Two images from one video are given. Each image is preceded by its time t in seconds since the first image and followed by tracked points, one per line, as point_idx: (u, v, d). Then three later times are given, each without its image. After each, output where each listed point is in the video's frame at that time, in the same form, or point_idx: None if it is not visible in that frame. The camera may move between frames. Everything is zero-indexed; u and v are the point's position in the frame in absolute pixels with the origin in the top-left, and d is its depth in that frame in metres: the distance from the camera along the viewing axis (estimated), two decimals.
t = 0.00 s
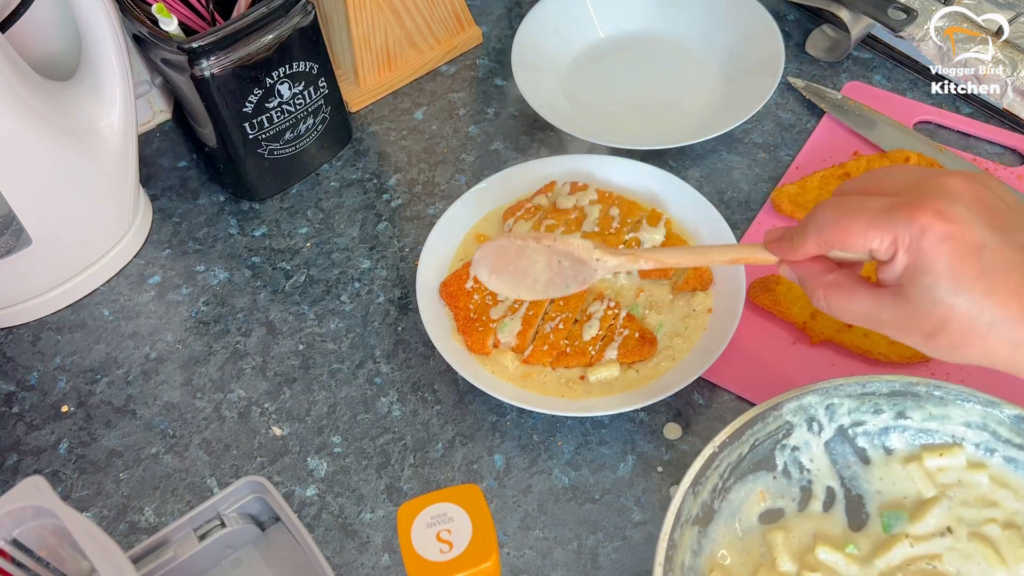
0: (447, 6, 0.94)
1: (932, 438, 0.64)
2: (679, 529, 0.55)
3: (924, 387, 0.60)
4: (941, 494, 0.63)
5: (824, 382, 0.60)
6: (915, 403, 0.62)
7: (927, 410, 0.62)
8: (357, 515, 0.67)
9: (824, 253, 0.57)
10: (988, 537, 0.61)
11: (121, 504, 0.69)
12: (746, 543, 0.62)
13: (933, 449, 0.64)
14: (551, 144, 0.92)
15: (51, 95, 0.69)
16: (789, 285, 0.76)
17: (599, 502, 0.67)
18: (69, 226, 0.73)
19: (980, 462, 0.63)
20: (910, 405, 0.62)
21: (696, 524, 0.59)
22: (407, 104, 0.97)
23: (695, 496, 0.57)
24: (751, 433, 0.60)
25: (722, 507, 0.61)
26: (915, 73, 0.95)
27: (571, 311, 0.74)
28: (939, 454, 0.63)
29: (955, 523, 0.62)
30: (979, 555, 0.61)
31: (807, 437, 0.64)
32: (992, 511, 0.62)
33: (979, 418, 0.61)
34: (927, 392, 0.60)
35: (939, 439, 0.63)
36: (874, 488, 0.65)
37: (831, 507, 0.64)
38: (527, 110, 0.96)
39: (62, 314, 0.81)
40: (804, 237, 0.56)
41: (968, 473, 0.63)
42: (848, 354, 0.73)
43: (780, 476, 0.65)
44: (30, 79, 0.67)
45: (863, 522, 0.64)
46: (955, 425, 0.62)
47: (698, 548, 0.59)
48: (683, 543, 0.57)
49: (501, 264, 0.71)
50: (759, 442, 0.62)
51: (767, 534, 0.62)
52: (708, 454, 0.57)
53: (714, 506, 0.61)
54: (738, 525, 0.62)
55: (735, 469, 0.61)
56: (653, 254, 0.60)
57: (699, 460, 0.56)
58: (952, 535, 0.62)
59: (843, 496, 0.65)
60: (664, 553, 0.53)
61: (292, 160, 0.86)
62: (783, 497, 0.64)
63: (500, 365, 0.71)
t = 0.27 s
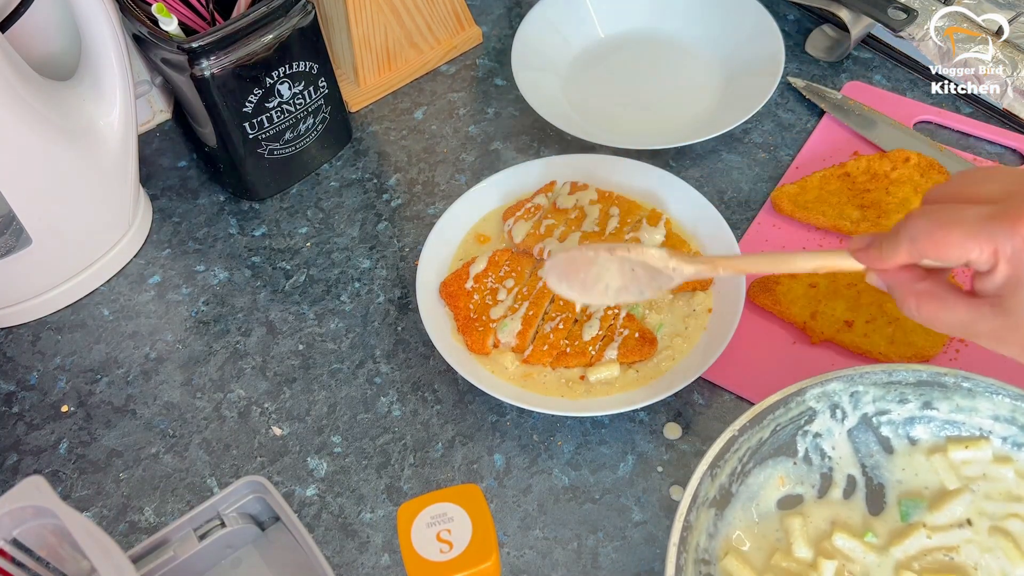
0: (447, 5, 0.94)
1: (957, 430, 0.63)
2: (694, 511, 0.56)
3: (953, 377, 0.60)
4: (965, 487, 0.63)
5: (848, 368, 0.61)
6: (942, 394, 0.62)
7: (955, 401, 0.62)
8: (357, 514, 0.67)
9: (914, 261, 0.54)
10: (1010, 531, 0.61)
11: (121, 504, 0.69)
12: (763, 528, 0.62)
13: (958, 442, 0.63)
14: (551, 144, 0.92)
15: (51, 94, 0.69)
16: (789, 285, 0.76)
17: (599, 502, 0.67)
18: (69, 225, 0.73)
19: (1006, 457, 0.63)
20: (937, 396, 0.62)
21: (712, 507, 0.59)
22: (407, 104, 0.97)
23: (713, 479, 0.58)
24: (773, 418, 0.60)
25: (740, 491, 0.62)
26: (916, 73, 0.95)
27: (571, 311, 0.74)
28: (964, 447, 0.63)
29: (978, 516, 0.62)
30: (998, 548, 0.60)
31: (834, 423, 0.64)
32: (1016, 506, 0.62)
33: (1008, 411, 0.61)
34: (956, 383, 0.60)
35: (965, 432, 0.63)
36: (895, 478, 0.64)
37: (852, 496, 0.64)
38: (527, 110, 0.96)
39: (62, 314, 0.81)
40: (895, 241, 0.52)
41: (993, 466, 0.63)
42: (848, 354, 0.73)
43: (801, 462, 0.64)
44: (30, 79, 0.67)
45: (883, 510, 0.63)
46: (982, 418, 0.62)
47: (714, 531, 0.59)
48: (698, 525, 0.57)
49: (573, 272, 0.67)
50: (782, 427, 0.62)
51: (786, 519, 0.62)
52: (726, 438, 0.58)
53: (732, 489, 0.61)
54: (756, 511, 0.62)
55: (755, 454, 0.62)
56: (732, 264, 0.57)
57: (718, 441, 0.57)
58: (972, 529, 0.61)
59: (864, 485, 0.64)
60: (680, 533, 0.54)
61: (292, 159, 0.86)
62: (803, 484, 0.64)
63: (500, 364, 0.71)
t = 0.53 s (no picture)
0: (447, 5, 0.94)
1: (945, 441, 0.63)
2: (683, 528, 0.56)
3: (939, 389, 0.60)
4: (952, 498, 0.62)
5: (835, 382, 0.60)
6: (929, 405, 0.61)
7: (941, 412, 0.61)
8: (357, 514, 0.67)
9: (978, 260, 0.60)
10: (997, 542, 0.60)
11: (121, 504, 0.69)
12: (752, 542, 0.61)
13: (946, 453, 0.63)
14: (551, 144, 0.92)
15: (51, 94, 0.69)
16: (790, 285, 0.76)
17: (599, 502, 0.67)
18: (69, 225, 0.73)
19: (993, 467, 0.62)
20: (923, 408, 0.62)
21: (701, 523, 0.59)
22: (407, 104, 0.97)
23: (701, 494, 0.58)
24: (761, 432, 0.60)
25: (729, 505, 0.61)
26: (916, 73, 0.95)
27: (571, 310, 0.74)
28: (951, 458, 0.63)
29: (965, 527, 0.61)
30: (985, 558, 0.60)
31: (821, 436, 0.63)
32: (1004, 516, 0.61)
33: (994, 421, 0.60)
34: (942, 394, 0.60)
35: (952, 443, 0.63)
36: (884, 490, 0.64)
37: (842, 509, 0.64)
38: (527, 110, 0.96)
39: (62, 314, 0.81)
40: (963, 245, 0.60)
41: (980, 477, 0.62)
42: (849, 354, 0.73)
43: (790, 476, 0.64)
44: (30, 79, 0.67)
45: (871, 522, 0.63)
46: (969, 428, 0.62)
47: (703, 547, 0.59)
48: (687, 541, 0.56)
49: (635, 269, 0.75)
50: (769, 442, 0.61)
51: (774, 533, 0.61)
52: (715, 453, 0.57)
53: (720, 504, 0.61)
54: (745, 525, 0.62)
55: (743, 469, 0.61)
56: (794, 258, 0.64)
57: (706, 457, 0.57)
58: (960, 540, 0.61)
59: (854, 498, 0.64)
60: (668, 550, 0.53)
61: (292, 159, 0.86)
62: (792, 497, 0.64)
63: (500, 364, 0.71)
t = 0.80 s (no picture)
0: (447, 5, 0.94)
1: (898, 453, 0.62)
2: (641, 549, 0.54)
3: (889, 403, 0.59)
4: (905, 510, 0.62)
5: (788, 398, 0.59)
6: (880, 419, 0.60)
7: (893, 424, 0.61)
8: (357, 514, 0.67)
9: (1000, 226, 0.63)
10: (948, 551, 0.61)
11: (121, 504, 0.69)
12: (710, 560, 0.61)
13: (898, 465, 0.62)
14: (550, 144, 0.92)
15: (51, 94, 0.69)
16: (790, 285, 0.76)
17: (600, 502, 0.67)
18: (69, 225, 0.73)
19: (946, 477, 0.62)
20: (876, 421, 0.61)
21: (661, 544, 0.58)
22: (407, 104, 0.97)
23: (659, 515, 0.57)
24: (715, 450, 0.59)
25: (687, 525, 0.61)
26: (916, 73, 0.95)
27: (571, 310, 0.74)
28: (904, 469, 0.62)
29: (918, 537, 0.61)
30: (937, 568, 0.60)
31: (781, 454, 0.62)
32: (956, 526, 0.61)
33: (943, 432, 0.60)
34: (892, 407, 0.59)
35: (905, 454, 0.62)
36: (838, 502, 0.64)
37: (799, 523, 0.63)
38: (527, 110, 0.96)
39: (62, 314, 0.81)
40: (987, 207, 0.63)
41: (933, 487, 0.62)
42: (849, 354, 0.73)
43: (747, 492, 0.63)
44: (31, 80, 0.67)
45: (825, 533, 0.63)
46: (920, 439, 0.61)
47: (662, 567, 0.59)
48: (647, 563, 0.56)
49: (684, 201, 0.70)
50: (724, 459, 0.61)
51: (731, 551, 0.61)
52: (670, 473, 0.56)
53: (679, 524, 0.60)
54: (703, 543, 0.61)
55: (700, 488, 0.60)
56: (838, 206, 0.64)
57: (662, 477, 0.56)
58: (911, 550, 0.61)
59: (810, 512, 0.64)
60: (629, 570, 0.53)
61: (292, 159, 0.86)
62: (749, 514, 0.63)
63: (500, 364, 0.71)
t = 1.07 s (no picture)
0: (447, 5, 0.94)
1: (899, 465, 0.62)
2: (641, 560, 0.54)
3: (891, 414, 0.58)
4: (906, 522, 0.62)
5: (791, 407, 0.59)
6: (882, 429, 0.60)
7: (895, 435, 0.60)
8: (357, 514, 0.67)
9: (993, 268, 0.64)
10: (949, 564, 0.61)
11: (121, 503, 0.69)
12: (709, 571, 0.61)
13: (900, 477, 0.62)
14: (550, 144, 0.92)
15: (51, 94, 0.69)
16: (790, 284, 0.76)
17: (600, 501, 0.67)
18: (69, 225, 0.73)
19: (947, 489, 0.61)
20: (877, 432, 0.60)
21: (661, 554, 0.57)
22: (407, 104, 0.97)
23: (658, 525, 0.56)
24: (716, 461, 0.58)
25: (687, 535, 0.60)
26: (916, 73, 0.95)
27: (571, 310, 0.74)
28: (906, 481, 0.62)
29: (919, 548, 0.62)
30: None
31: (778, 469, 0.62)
32: (957, 538, 0.61)
33: (946, 445, 0.59)
34: (894, 418, 0.58)
35: (906, 466, 0.62)
36: (836, 514, 0.63)
37: (798, 533, 0.63)
38: (527, 110, 0.96)
39: (62, 313, 0.81)
40: (982, 248, 0.63)
41: (934, 500, 0.62)
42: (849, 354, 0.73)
43: (747, 503, 0.63)
44: (30, 79, 0.67)
45: (823, 542, 0.63)
46: (922, 452, 0.60)
47: None
48: None
49: (644, 267, 0.74)
50: (725, 470, 0.60)
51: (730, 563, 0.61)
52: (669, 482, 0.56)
53: (679, 534, 0.59)
54: (703, 554, 0.61)
55: (700, 498, 0.60)
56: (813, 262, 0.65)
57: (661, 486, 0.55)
58: (910, 559, 0.61)
59: (810, 523, 0.63)
60: None
61: (292, 159, 0.86)
62: (749, 525, 0.63)
63: (500, 364, 0.71)
